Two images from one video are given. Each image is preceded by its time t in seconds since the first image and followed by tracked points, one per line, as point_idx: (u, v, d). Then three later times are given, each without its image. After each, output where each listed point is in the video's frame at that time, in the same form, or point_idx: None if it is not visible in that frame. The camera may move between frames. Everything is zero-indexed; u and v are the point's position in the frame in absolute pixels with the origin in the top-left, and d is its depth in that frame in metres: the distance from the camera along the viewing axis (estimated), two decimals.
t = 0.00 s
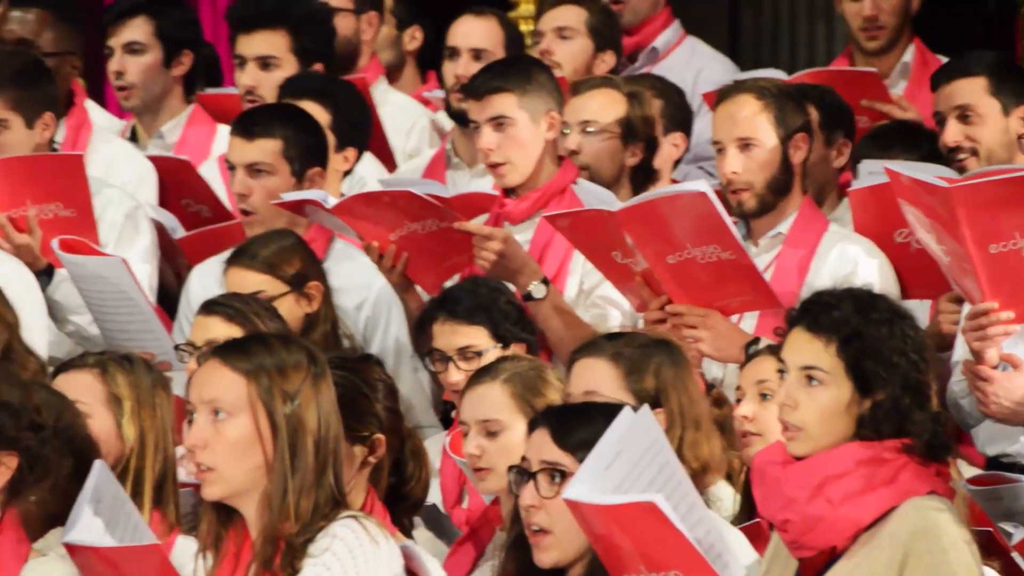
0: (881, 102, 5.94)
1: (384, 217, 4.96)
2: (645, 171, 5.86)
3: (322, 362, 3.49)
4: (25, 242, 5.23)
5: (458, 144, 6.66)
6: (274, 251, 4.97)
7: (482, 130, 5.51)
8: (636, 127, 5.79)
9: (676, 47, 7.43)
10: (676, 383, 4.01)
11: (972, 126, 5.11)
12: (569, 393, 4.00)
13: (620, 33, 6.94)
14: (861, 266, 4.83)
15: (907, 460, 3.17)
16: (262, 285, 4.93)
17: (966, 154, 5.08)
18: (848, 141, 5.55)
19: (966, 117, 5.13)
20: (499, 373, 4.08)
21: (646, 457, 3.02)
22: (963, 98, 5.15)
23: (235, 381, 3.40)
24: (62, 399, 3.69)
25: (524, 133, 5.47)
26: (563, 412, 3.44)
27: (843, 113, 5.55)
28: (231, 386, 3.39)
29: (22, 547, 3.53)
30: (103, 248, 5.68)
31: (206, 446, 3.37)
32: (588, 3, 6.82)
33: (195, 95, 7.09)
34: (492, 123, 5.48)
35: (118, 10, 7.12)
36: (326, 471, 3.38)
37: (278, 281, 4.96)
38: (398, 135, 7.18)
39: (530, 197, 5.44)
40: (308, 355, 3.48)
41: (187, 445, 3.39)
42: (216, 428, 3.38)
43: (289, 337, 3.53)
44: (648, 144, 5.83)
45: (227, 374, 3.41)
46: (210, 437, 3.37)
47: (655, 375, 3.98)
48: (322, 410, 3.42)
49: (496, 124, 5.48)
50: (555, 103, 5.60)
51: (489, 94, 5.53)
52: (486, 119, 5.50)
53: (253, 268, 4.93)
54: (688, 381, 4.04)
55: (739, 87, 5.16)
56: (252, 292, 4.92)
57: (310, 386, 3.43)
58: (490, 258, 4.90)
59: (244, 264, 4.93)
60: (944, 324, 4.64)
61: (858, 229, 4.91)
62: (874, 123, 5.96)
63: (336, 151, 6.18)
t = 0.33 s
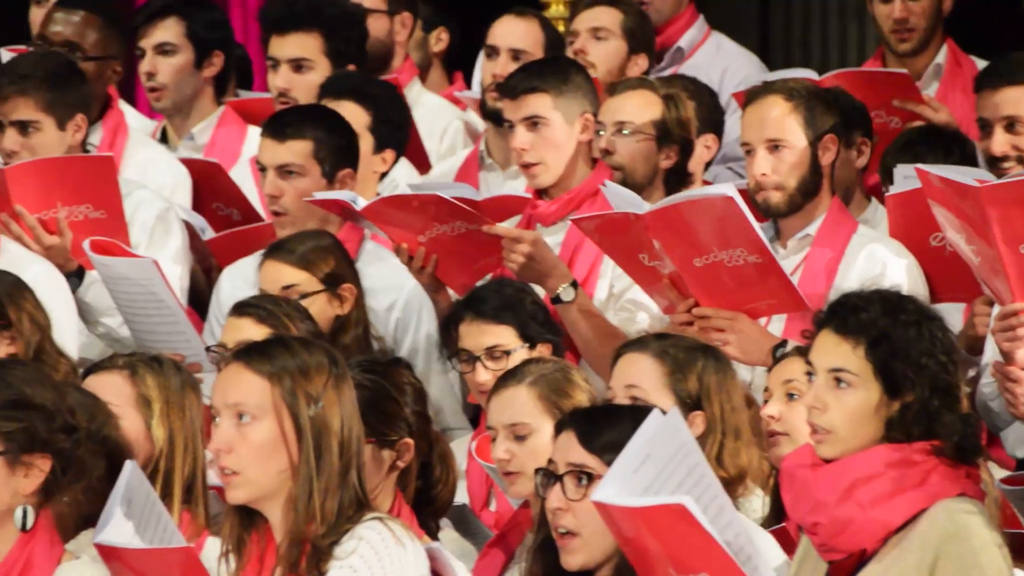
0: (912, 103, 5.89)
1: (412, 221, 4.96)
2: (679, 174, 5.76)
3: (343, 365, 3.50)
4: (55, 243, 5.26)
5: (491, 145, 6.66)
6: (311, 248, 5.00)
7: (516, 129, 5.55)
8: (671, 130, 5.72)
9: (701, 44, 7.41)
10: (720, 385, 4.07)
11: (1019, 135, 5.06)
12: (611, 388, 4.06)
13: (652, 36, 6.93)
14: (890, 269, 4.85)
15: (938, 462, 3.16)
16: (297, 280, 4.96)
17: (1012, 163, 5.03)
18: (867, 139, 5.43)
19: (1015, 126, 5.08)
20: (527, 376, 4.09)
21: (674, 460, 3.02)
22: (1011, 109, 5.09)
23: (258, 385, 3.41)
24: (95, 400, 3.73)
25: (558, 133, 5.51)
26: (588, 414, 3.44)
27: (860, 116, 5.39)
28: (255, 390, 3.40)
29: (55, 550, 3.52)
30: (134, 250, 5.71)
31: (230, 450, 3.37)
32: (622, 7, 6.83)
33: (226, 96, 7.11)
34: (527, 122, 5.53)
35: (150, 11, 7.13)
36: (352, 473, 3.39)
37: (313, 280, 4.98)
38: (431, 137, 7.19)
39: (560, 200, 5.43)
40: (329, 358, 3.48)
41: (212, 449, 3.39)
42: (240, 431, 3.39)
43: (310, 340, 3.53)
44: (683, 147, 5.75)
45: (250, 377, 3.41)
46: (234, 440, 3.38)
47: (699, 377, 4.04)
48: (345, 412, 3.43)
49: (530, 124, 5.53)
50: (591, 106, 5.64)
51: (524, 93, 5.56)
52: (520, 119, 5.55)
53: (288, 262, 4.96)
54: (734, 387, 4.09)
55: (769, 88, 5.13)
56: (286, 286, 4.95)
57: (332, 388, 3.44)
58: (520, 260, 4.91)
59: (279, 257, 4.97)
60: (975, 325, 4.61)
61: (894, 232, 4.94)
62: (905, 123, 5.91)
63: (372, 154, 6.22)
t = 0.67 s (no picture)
0: (942, 100, 5.88)
1: (441, 222, 4.97)
2: (712, 177, 5.64)
3: (365, 363, 3.51)
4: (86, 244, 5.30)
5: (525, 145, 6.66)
6: (359, 243, 5.02)
7: (550, 128, 5.58)
8: (702, 131, 5.58)
9: (728, 47, 7.40)
10: (752, 390, 4.06)
11: None
12: (644, 388, 4.06)
13: (687, 38, 6.92)
14: (918, 269, 4.88)
15: (968, 463, 3.15)
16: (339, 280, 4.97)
17: None
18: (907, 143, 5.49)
19: None
20: (555, 376, 4.09)
21: (703, 461, 3.01)
22: None
23: (283, 384, 3.41)
24: (129, 402, 3.76)
25: (592, 133, 5.54)
26: (614, 414, 3.44)
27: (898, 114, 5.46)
28: (280, 389, 3.40)
29: (87, 551, 3.52)
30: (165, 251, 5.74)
31: (255, 449, 3.38)
32: (657, 7, 6.82)
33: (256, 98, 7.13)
34: (561, 122, 5.56)
35: (180, 11, 7.15)
36: (377, 471, 3.40)
37: (355, 275, 4.98)
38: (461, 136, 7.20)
39: (593, 201, 5.46)
40: (353, 357, 3.49)
41: (237, 449, 3.40)
42: (264, 431, 3.39)
43: (333, 338, 3.53)
44: (715, 149, 5.62)
45: (275, 377, 3.42)
46: (259, 439, 3.38)
47: (733, 380, 4.03)
48: (370, 408, 3.44)
49: (564, 124, 5.55)
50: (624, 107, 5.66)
51: (560, 93, 5.59)
52: (554, 118, 5.57)
53: (333, 251, 4.98)
54: (766, 391, 4.08)
55: (796, 89, 5.11)
56: (329, 273, 4.97)
57: (357, 387, 3.45)
58: (550, 261, 4.90)
59: (325, 244, 5.00)
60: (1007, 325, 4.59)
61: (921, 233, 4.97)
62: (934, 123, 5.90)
63: (415, 149, 6.21)
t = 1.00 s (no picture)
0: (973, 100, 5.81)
1: (470, 226, 4.96)
2: (738, 177, 5.66)
3: (388, 359, 3.51)
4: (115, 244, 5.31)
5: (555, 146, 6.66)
6: (394, 243, 5.02)
7: (578, 129, 5.55)
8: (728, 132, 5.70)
9: (757, 49, 7.39)
10: (783, 390, 4.05)
11: None
12: (674, 388, 4.05)
13: (718, 39, 6.91)
14: (946, 269, 4.87)
15: (998, 463, 3.14)
16: (376, 275, 4.98)
17: None
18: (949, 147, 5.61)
19: None
20: (587, 375, 4.09)
21: (733, 460, 3.00)
22: None
23: (311, 380, 3.39)
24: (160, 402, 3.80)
25: (621, 133, 5.52)
26: (642, 414, 3.44)
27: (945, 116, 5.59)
28: (308, 385, 3.38)
29: (117, 550, 3.52)
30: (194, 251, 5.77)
31: (286, 446, 3.35)
32: (690, 8, 6.81)
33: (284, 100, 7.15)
34: (588, 123, 5.54)
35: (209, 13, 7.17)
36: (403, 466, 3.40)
37: (391, 274, 4.99)
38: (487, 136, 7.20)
39: (622, 201, 5.45)
40: (376, 350, 3.49)
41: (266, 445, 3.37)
42: (295, 428, 3.37)
43: (356, 334, 3.53)
44: (740, 149, 5.65)
45: (302, 372, 3.40)
46: (290, 436, 3.36)
47: (764, 380, 4.03)
48: (395, 403, 3.44)
49: (592, 124, 5.53)
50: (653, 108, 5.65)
51: (587, 94, 5.58)
52: (582, 120, 5.56)
53: (369, 251, 4.99)
54: (798, 391, 4.07)
55: (824, 90, 5.09)
56: (365, 274, 4.97)
57: (382, 382, 3.45)
58: (578, 262, 4.90)
59: (359, 246, 5.00)
60: None
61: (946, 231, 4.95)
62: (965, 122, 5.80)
63: (451, 146, 6.20)
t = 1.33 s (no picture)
0: (1002, 95, 5.73)
1: (499, 226, 4.95)
2: (761, 174, 5.78)
3: (416, 357, 3.51)
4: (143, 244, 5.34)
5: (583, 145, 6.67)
6: (411, 246, 5.03)
7: (605, 129, 5.52)
8: (749, 132, 5.73)
9: (787, 47, 7.37)
10: (811, 392, 4.02)
11: None
12: (701, 389, 4.04)
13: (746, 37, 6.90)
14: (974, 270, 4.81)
15: None
16: (399, 282, 4.98)
17: None
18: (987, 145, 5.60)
19: None
20: (614, 376, 4.08)
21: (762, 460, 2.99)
22: None
23: (342, 377, 3.38)
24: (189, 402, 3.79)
25: (648, 134, 5.48)
26: (670, 415, 3.43)
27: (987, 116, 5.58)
28: (340, 384, 3.38)
29: (145, 549, 3.53)
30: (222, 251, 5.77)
31: (319, 446, 3.34)
32: (718, 7, 6.80)
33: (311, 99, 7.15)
34: (615, 122, 5.50)
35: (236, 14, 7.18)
36: (433, 466, 3.40)
37: (412, 279, 4.99)
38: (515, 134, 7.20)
39: (652, 200, 5.41)
40: (404, 348, 3.49)
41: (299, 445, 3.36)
42: (329, 427, 3.36)
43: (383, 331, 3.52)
44: (762, 147, 5.76)
45: (332, 370, 3.39)
46: (323, 436, 3.35)
47: (790, 380, 4.01)
48: (424, 401, 3.44)
49: (619, 124, 5.50)
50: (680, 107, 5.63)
51: (614, 93, 5.54)
52: (609, 119, 5.53)
53: (388, 262, 4.99)
54: (825, 391, 4.05)
55: (854, 89, 5.08)
56: (388, 286, 4.97)
57: (412, 379, 3.45)
58: (607, 262, 4.90)
59: (379, 257, 4.99)
60: None
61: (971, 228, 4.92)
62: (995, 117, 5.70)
63: (483, 144, 6.19)
